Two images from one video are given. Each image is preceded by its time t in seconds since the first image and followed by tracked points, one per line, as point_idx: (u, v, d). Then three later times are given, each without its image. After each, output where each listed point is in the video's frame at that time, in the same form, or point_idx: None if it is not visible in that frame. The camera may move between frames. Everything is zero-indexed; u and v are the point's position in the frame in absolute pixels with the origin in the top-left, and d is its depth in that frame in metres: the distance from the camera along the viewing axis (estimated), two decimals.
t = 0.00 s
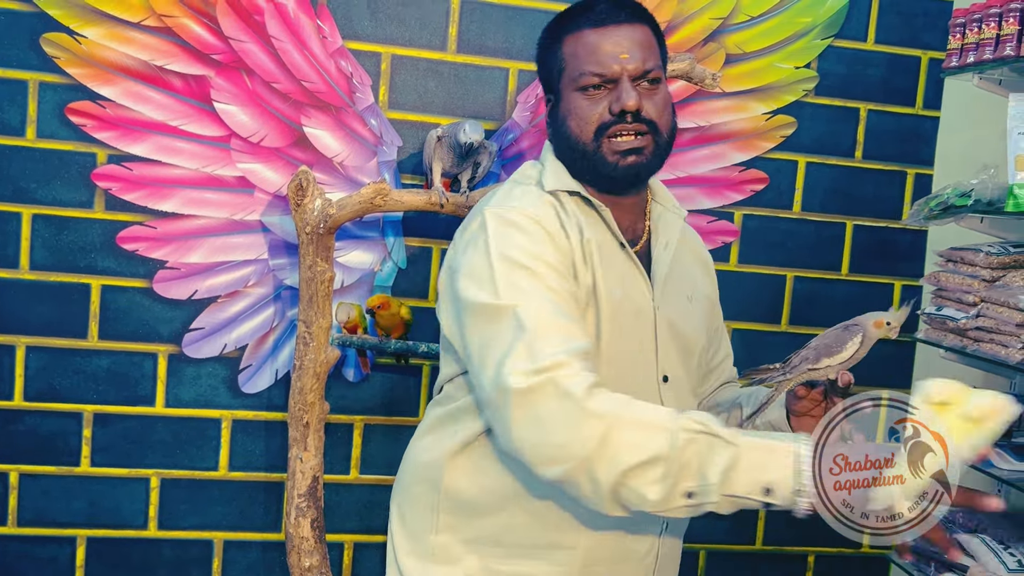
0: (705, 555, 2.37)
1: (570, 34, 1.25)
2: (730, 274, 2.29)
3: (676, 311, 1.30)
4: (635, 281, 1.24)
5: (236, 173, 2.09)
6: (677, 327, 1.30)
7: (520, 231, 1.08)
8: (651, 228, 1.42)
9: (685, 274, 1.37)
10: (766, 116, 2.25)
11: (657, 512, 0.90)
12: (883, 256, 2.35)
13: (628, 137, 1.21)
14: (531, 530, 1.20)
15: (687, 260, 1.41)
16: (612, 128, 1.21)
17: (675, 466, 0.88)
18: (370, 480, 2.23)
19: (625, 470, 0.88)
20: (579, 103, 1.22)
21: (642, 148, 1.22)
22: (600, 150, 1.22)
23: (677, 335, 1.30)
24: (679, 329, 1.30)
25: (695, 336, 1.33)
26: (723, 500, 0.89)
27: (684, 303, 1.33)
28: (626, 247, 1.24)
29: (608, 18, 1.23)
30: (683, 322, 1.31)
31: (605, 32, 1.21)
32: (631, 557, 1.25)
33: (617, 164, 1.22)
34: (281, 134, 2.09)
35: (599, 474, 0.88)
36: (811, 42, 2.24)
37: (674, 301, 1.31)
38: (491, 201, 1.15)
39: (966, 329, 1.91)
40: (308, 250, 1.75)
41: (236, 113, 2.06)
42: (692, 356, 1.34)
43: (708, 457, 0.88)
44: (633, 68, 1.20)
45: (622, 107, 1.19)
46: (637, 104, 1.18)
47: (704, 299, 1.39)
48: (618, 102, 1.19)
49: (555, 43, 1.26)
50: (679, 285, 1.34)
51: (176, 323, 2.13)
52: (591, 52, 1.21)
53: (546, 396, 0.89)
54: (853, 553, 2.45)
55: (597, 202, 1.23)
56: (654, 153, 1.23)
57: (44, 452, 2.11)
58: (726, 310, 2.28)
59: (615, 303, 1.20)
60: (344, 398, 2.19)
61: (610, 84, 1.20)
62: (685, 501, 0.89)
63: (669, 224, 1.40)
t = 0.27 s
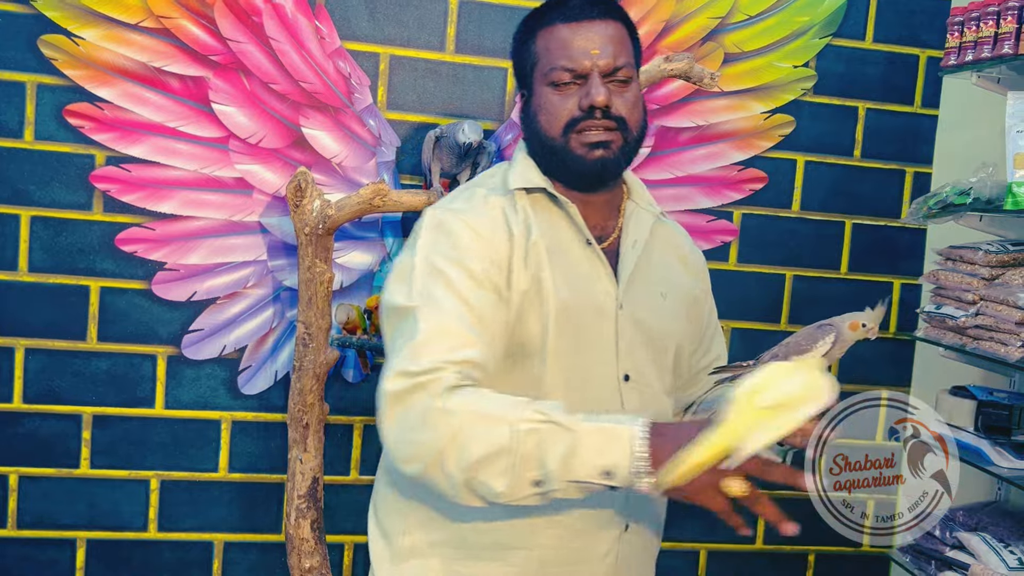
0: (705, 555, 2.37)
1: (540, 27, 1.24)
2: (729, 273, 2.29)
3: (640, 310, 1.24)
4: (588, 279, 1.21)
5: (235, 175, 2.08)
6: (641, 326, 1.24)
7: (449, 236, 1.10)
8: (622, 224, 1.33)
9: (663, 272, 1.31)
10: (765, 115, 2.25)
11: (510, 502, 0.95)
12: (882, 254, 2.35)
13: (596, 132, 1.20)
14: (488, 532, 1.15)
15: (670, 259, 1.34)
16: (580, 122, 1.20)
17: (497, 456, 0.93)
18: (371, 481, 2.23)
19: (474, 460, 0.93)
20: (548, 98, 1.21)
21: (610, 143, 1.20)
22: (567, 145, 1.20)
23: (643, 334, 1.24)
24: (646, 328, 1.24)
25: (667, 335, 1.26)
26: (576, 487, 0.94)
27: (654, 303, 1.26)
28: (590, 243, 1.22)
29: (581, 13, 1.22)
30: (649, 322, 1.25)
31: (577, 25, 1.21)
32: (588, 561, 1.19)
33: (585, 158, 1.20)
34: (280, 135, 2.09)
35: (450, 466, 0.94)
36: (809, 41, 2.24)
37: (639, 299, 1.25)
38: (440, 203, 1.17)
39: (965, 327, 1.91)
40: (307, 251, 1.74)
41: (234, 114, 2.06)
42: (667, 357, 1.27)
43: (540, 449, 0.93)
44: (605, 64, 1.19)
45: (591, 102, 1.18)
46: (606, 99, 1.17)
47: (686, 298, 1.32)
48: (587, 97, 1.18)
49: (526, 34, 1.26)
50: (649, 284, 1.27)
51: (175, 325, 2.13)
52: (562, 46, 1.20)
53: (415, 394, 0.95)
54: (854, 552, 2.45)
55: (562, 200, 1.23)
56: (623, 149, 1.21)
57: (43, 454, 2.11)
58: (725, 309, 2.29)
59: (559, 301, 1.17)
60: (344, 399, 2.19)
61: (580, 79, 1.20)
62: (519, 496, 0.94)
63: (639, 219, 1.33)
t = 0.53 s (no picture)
0: (704, 556, 2.36)
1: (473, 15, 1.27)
2: (728, 272, 2.27)
3: (566, 308, 1.20)
4: (506, 278, 1.18)
5: (228, 174, 2.06)
6: (563, 326, 1.20)
7: (354, 232, 1.11)
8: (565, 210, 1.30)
9: (604, 268, 1.25)
10: (763, 112, 2.23)
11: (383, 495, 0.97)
12: (881, 252, 2.33)
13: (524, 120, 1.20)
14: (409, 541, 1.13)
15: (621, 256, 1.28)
16: (508, 108, 1.20)
17: (353, 453, 0.95)
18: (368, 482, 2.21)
19: (313, 457, 0.96)
20: (480, 86, 1.22)
21: (539, 130, 1.19)
22: (494, 131, 1.20)
23: (568, 334, 1.20)
24: (574, 327, 1.20)
25: (598, 334, 1.21)
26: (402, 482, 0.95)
27: (586, 301, 1.22)
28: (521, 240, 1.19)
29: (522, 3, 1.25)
30: (574, 320, 1.20)
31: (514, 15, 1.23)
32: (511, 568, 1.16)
33: (512, 146, 1.18)
34: (274, 134, 2.06)
35: (299, 456, 0.98)
36: (807, 38, 2.22)
37: (568, 297, 1.21)
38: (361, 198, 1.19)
39: (965, 325, 1.90)
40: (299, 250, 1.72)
41: (227, 112, 2.04)
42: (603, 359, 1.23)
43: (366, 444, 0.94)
44: (536, 51, 1.21)
45: (517, 89, 1.19)
46: (532, 85, 1.18)
47: (633, 296, 1.27)
48: (514, 84, 1.19)
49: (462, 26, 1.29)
50: (583, 280, 1.22)
51: (169, 326, 2.11)
52: (495, 35, 1.22)
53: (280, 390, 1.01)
54: (853, 552, 2.44)
55: (490, 197, 1.20)
56: (552, 138, 1.20)
57: (36, 457, 2.09)
58: (723, 308, 2.27)
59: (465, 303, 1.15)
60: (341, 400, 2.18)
61: (510, 67, 1.21)
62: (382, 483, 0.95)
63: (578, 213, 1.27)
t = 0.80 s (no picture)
0: (709, 556, 2.35)
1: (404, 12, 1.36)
2: (733, 271, 2.26)
3: (477, 294, 1.36)
4: (416, 268, 1.34)
5: (230, 173, 2.04)
6: (474, 311, 1.35)
7: (267, 225, 1.33)
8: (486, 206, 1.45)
9: (522, 256, 1.42)
10: (768, 109, 2.22)
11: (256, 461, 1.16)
12: (887, 250, 2.32)
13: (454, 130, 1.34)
14: (330, 519, 1.31)
15: (545, 244, 1.45)
16: (439, 118, 1.33)
17: (218, 415, 1.14)
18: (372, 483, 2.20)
19: (196, 425, 1.16)
20: (411, 89, 1.34)
21: (467, 142, 1.35)
22: (425, 138, 1.34)
23: (475, 320, 1.35)
24: (485, 314, 1.36)
25: (506, 318, 1.38)
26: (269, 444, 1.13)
27: (502, 288, 1.38)
28: (436, 227, 1.36)
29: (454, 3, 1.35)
30: (489, 304, 1.37)
31: (446, 21, 1.34)
32: (430, 536, 1.32)
33: (440, 154, 1.34)
34: (276, 133, 2.05)
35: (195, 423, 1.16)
36: (812, 35, 2.21)
37: (481, 284, 1.37)
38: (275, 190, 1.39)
39: (974, 322, 1.89)
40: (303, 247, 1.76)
41: (229, 111, 2.03)
42: (517, 340, 1.38)
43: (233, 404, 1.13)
44: (466, 59, 1.33)
45: (448, 98, 1.32)
46: (461, 97, 1.32)
47: (550, 281, 1.43)
48: (444, 93, 1.32)
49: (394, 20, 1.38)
50: (502, 265, 1.39)
51: (172, 326, 2.10)
52: (428, 41, 1.33)
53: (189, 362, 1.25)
54: (860, 552, 2.42)
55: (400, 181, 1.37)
56: (479, 148, 1.36)
57: (39, 458, 2.08)
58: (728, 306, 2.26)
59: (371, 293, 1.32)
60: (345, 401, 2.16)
61: (440, 73, 1.33)
62: (256, 441, 1.12)
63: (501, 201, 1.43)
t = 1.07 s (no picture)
0: (716, 562, 2.34)
1: (344, 16, 1.43)
2: (740, 276, 2.25)
3: (413, 294, 1.39)
4: (351, 269, 1.37)
5: (236, 180, 2.05)
6: (410, 310, 1.38)
7: (200, 228, 1.37)
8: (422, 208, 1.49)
9: (460, 255, 1.45)
10: (773, 114, 2.21)
11: (179, 432, 1.23)
12: (893, 254, 2.31)
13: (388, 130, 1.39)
14: (274, 516, 1.34)
15: (486, 243, 1.48)
16: (373, 118, 1.38)
17: (141, 396, 1.23)
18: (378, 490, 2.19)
19: (125, 411, 1.25)
20: (347, 89, 1.40)
21: (400, 143, 1.39)
22: (358, 138, 1.39)
23: (412, 319, 1.38)
24: (421, 313, 1.39)
25: (444, 316, 1.40)
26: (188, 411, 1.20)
27: (439, 287, 1.41)
28: (370, 230, 1.39)
29: (394, 5, 1.42)
30: (426, 303, 1.40)
31: (383, 23, 1.40)
32: (371, 535, 1.35)
33: (374, 154, 1.39)
34: (281, 139, 2.06)
35: (124, 408, 1.24)
36: (817, 39, 2.21)
37: (417, 285, 1.40)
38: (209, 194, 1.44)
39: (982, 327, 1.88)
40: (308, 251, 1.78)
41: (234, 118, 2.03)
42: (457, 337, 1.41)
43: (152, 382, 1.22)
44: (400, 59, 1.39)
45: (381, 98, 1.37)
46: (395, 95, 1.37)
47: (491, 279, 1.45)
48: (378, 93, 1.37)
49: (337, 24, 1.45)
50: (439, 264, 1.43)
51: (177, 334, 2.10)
52: (365, 43, 1.39)
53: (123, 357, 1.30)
54: (868, 558, 2.41)
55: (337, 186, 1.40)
56: (412, 150, 1.41)
57: (44, 466, 2.08)
58: (734, 311, 2.26)
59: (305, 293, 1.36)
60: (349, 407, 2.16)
61: (374, 73, 1.39)
62: (184, 406, 1.18)
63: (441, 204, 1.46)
